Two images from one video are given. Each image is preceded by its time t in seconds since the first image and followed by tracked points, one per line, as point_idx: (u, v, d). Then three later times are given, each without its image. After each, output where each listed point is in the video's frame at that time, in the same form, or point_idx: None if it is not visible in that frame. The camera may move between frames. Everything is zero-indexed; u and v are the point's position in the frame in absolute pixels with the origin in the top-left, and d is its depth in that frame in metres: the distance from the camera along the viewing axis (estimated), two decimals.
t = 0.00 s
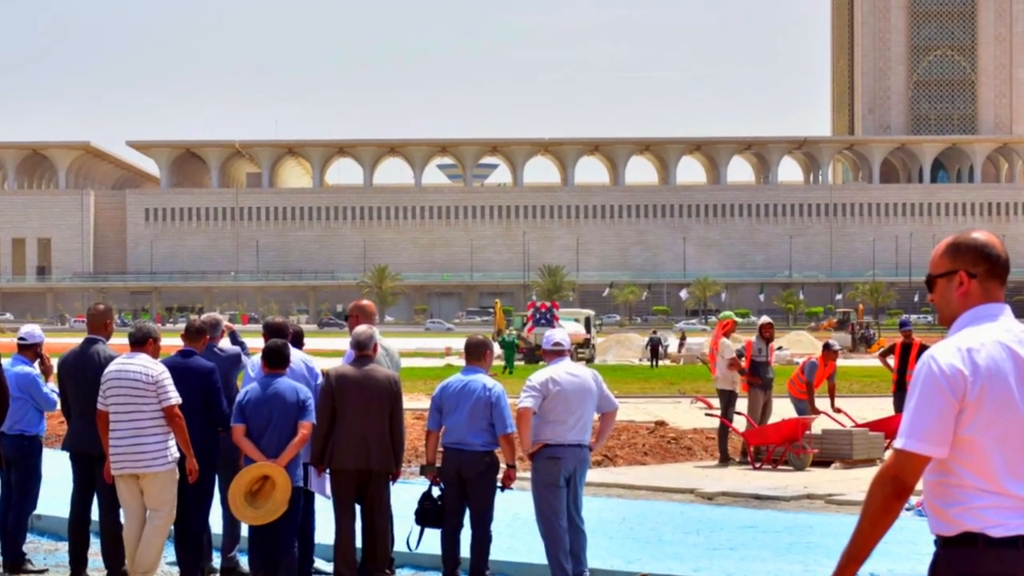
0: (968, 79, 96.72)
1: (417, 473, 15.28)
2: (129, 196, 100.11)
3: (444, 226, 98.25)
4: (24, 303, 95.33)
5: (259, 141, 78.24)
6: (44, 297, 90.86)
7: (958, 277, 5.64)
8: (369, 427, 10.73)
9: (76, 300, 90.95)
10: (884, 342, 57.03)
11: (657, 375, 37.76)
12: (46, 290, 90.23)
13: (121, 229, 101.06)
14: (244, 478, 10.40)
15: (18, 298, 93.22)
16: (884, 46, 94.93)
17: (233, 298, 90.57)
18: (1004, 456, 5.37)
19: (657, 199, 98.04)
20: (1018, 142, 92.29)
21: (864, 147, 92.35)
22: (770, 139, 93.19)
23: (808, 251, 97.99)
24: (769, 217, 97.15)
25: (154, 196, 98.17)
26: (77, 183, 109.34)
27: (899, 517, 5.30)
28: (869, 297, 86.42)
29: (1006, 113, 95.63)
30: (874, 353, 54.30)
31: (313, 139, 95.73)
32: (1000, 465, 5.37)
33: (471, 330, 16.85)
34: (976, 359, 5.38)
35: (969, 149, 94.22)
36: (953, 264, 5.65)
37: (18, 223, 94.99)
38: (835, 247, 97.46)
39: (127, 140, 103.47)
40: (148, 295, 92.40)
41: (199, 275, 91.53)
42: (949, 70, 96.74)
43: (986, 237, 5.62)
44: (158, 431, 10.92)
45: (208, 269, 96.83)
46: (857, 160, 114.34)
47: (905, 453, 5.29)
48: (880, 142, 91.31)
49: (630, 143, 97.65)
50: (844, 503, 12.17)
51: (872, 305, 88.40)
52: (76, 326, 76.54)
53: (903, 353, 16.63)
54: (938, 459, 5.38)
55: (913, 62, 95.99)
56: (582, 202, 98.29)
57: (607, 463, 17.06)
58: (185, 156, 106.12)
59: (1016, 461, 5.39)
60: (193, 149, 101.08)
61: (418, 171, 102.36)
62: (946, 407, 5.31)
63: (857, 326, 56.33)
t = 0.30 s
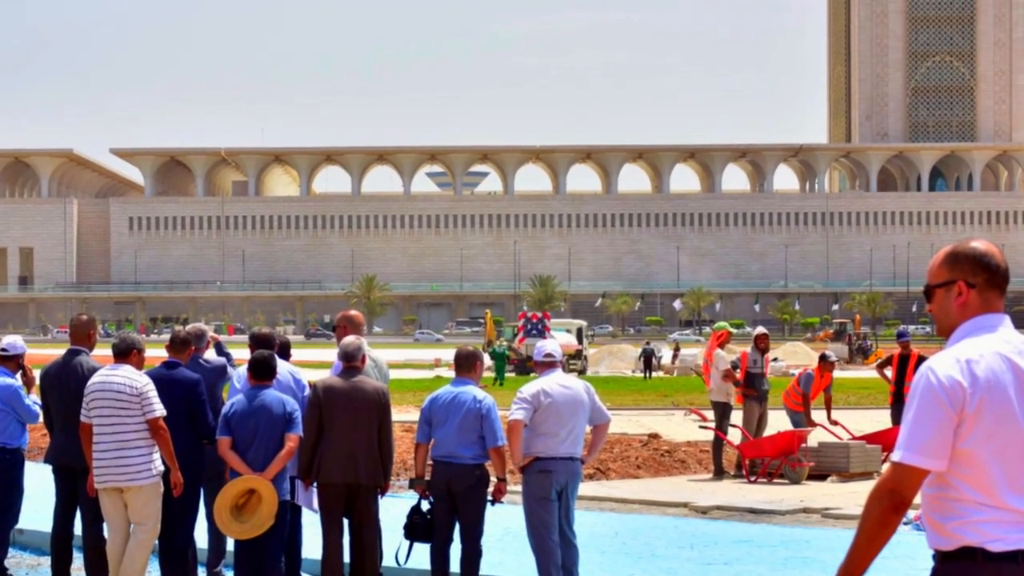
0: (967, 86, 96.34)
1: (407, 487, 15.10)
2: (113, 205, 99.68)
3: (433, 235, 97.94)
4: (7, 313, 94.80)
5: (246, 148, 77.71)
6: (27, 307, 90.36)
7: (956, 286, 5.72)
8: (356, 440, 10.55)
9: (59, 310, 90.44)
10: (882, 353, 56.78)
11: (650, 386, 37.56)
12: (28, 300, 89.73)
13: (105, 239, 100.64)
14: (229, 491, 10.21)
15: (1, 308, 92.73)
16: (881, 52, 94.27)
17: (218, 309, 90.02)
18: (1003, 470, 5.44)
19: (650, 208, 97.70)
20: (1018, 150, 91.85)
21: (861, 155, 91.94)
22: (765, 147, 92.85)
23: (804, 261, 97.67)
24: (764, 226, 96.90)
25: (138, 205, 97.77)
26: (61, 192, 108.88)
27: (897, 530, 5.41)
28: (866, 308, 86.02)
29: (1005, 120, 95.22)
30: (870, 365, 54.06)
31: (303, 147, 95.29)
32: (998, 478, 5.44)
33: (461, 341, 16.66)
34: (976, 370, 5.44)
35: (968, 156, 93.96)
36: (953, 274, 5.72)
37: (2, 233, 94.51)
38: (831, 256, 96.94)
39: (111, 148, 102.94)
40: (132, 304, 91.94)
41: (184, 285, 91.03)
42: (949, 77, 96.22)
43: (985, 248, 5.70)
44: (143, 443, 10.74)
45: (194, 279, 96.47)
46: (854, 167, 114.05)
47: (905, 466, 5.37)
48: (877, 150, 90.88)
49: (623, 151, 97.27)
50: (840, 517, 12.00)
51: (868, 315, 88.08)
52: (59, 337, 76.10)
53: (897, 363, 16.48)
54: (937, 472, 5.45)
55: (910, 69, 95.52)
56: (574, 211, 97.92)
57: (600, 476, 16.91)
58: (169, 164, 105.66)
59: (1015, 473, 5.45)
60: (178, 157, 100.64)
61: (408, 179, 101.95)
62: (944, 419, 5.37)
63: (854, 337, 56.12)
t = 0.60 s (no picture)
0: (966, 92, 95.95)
1: (396, 501, 14.91)
2: (96, 214, 99.21)
3: (423, 244, 97.55)
4: None
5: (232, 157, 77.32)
6: (8, 318, 89.85)
7: (954, 297, 5.79)
8: (343, 452, 10.36)
9: (41, 321, 89.95)
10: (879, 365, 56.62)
11: (643, 399, 37.36)
12: (10, 311, 89.24)
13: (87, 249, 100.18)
14: (214, 505, 10.03)
15: None
16: (879, 58, 94.07)
17: (204, 319, 89.60)
18: (1003, 483, 5.51)
19: (643, 216, 97.37)
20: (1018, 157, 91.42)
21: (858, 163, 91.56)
22: (759, 154, 92.50)
23: (800, 270, 97.33)
24: (759, 235, 96.63)
25: (122, 214, 97.35)
26: (43, 200, 108.38)
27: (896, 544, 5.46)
28: (863, 318, 85.61)
29: (1006, 127, 94.97)
30: (867, 377, 53.75)
31: (290, 155, 94.87)
32: (998, 491, 5.51)
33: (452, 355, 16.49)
34: (975, 382, 5.51)
35: (966, 164, 93.66)
36: (950, 284, 5.78)
37: None
38: (828, 266, 96.60)
39: (94, 156, 102.45)
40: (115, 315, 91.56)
41: (168, 295, 90.64)
42: (948, 83, 95.92)
43: (985, 257, 5.75)
44: (126, 457, 10.55)
45: (179, 290, 96.07)
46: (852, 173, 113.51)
47: (902, 480, 5.43)
48: (874, 158, 90.51)
49: (616, 159, 96.87)
50: (837, 532, 11.84)
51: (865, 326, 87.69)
52: (41, 348, 75.63)
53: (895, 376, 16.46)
54: (936, 485, 5.52)
55: (909, 76, 95.19)
56: (566, 219, 97.53)
57: (592, 490, 16.74)
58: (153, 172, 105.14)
59: (1015, 487, 5.52)
60: (162, 165, 100.16)
61: (396, 187, 101.48)
62: (944, 431, 5.44)
63: (851, 348, 55.94)
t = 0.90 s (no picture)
0: (964, 99, 95.87)
1: (384, 516, 14.73)
2: (79, 223, 98.88)
3: (411, 254, 97.26)
4: None
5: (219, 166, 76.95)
6: None
7: (953, 306, 5.88)
8: (331, 467, 10.18)
9: (23, 332, 89.50)
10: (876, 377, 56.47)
11: (635, 410, 37.16)
12: None
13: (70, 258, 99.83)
14: (198, 520, 9.85)
15: None
16: (876, 65, 94.22)
17: (189, 330, 89.19)
18: (1003, 498, 5.54)
19: (635, 226, 97.13)
20: (1017, 165, 91.12)
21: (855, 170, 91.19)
22: (754, 162, 92.32)
23: (796, 280, 97.07)
24: (755, 245, 96.40)
25: (105, 223, 97.06)
26: (25, 209, 107.96)
27: (892, 561, 5.50)
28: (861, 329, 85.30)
29: (1005, 134, 95.10)
30: (863, 389, 53.52)
31: (277, 164, 94.59)
32: (998, 506, 5.54)
33: (441, 370, 16.33)
34: (974, 395, 5.55)
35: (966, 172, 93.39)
36: (949, 294, 5.88)
37: None
38: (824, 277, 96.29)
39: (77, 165, 102.04)
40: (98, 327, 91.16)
41: (152, 306, 90.28)
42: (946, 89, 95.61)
43: (983, 267, 5.84)
44: (109, 470, 10.37)
45: (164, 300, 95.77)
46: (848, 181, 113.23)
47: (899, 494, 5.48)
48: (871, 166, 90.18)
49: (608, 167, 96.53)
50: (834, 546, 11.67)
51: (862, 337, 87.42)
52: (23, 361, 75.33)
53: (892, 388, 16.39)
54: (933, 501, 5.55)
55: (907, 82, 94.89)
56: (557, 229, 97.27)
57: (584, 505, 16.56)
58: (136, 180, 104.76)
59: (1014, 502, 5.56)
60: (146, 173, 99.84)
61: (384, 196, 101.15)
62: (941, 445, 5.48)
63: (847, 360, 55.84)
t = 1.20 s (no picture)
0: (963, 106, 95.74)
1: (372, 531, 14.53)
2: (60, 232, 98.53)
3: (399, 264, 96.98)
4: None
5: (207, 175, 76.51)
6: None
7: (952, 318, 6.11)
8: (317, 480, 10.01)
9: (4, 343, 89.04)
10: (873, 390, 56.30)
11: (627, 424, 36.96)
12: None
13: (52, 267, 99.42)
14: (181, 535, 9.69)
15: None
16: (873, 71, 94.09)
17: (173, 341, 88.78)
18: (1001, 511, 5.79)
19: (628, 235, 96.94)
20: (1017, 173, 90.86)
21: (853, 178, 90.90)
22: (749, 170, 92.14)
23: (791, 291, 96.83)
24: (749, 255, 96.17)
25: (88, 233, 96.73)
26: (7, 218, 107.52)
27: (892, 570, 5.75)
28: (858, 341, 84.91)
29: (1004, 142, 95.02)
30: (860, 402, 53.29)
31: (264, 172, 94.20)
32: (997, 518, 5.79)
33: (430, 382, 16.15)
34: (973, 408, 5.79)
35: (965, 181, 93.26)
36: (948, 305, 6.12)
37: None
38: (821, 287, 96.08)
39: (59, 173, 101.62)
40: (80, 338, 90.70)
41: (136, 317, 89.85)
42: (944, 96, 95.46)
43: (983, 277, 6.08)
44: (91, 485, 10.23)
45: (147, 311, 95.42)
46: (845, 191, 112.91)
47: (898, 507, 5.73)
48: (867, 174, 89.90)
49: (600, 175, 96.25)
50: (830, 562, 11.50)
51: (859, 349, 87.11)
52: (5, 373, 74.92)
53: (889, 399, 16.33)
54: (933, 515, 5.79)
55: (904, 89, 94.74)
56: (548, 238, 96.99)
57: (575, 520, 16.41)
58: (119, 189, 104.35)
59: (1013, 514, 5.80)
60: (129, 182, 99.49)
61: (372, 204, 100.82)
62: (941, 459, 5.71)
63: (844, 373, 55.67)
